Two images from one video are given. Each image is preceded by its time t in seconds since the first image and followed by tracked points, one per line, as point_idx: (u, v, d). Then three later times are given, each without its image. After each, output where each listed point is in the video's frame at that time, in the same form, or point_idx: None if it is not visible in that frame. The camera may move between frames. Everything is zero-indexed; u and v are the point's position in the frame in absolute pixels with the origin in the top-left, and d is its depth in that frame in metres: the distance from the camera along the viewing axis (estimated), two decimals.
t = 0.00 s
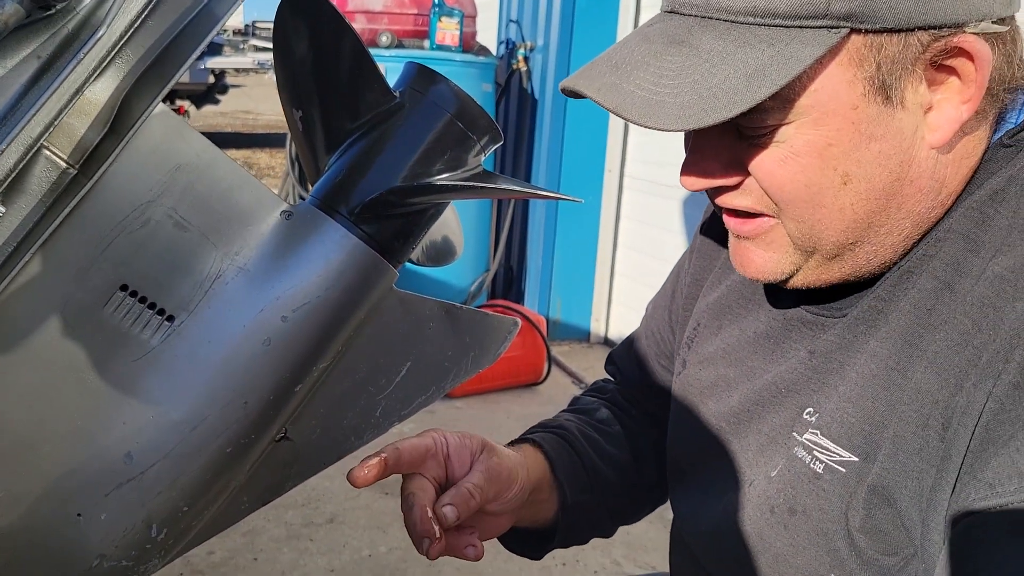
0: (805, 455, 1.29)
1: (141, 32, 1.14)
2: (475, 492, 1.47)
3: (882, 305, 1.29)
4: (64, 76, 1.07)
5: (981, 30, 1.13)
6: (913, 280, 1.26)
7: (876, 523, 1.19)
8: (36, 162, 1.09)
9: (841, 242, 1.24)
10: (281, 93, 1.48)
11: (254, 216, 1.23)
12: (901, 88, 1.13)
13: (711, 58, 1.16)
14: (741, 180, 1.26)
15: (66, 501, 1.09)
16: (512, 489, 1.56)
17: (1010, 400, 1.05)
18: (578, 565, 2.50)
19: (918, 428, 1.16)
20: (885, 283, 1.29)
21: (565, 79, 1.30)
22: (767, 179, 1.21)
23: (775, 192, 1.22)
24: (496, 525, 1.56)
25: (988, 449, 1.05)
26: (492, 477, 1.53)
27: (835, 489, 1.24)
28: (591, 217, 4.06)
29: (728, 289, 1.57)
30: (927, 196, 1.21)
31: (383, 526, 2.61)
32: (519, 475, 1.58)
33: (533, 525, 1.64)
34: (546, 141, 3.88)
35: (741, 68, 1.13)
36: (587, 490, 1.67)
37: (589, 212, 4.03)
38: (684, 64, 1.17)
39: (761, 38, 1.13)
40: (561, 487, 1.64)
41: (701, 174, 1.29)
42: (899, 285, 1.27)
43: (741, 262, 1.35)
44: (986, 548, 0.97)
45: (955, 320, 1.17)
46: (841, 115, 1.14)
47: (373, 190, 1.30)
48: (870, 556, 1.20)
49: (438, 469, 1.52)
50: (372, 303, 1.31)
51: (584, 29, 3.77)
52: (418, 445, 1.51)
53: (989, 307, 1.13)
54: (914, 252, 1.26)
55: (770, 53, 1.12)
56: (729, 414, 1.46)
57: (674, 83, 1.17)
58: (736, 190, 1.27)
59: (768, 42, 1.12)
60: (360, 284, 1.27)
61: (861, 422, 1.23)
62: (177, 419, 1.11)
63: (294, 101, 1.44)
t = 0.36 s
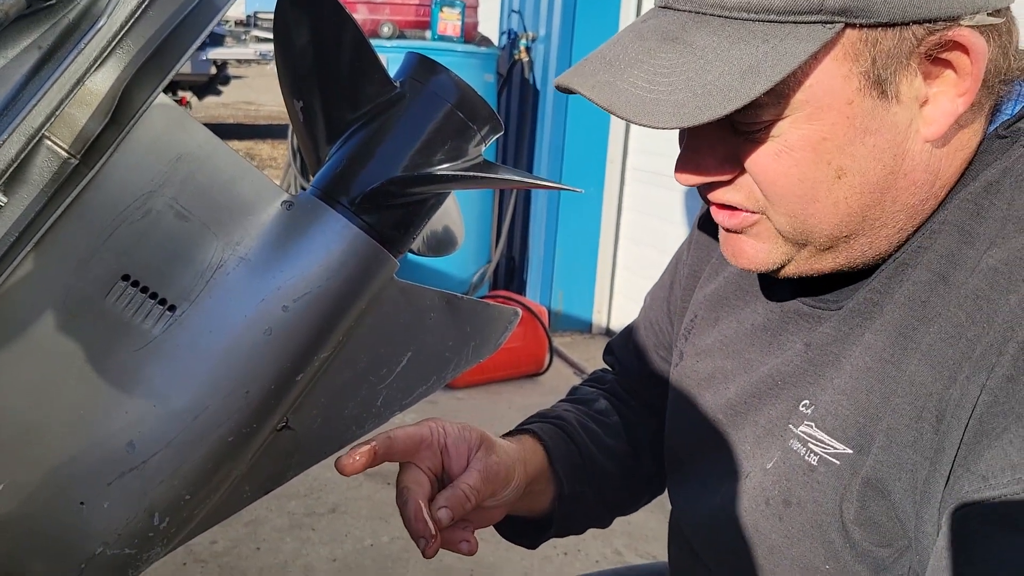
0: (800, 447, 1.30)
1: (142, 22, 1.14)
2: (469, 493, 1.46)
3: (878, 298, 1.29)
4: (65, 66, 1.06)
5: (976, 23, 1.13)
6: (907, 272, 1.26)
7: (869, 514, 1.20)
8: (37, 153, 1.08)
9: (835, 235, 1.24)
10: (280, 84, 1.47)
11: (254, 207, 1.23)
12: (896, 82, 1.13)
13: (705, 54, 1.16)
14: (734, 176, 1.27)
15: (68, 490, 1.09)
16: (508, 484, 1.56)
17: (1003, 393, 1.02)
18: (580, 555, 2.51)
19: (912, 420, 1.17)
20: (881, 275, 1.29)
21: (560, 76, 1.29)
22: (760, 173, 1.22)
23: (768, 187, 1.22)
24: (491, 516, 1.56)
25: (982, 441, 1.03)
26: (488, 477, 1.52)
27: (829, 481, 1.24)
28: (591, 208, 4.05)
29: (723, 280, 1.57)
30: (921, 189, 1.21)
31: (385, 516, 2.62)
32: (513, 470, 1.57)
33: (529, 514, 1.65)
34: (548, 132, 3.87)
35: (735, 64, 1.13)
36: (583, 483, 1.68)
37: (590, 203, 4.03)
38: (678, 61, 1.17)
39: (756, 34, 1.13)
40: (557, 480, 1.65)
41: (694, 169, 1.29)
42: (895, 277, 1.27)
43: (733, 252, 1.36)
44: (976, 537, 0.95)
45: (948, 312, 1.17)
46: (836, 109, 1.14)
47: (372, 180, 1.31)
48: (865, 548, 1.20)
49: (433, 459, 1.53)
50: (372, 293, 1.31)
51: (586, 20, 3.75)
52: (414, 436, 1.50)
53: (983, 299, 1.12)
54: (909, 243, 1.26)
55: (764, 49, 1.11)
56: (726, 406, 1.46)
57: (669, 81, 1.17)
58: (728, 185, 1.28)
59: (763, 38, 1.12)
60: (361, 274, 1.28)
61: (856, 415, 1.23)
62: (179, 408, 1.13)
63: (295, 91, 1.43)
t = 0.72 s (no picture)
0: (817, 433, 1.20)
1: (141, 4, 1.09)
2: (451, 478, 1.31)
3: (901, 284, 1.18)
4: (63, 50, 1.01)
5: None
6: (933, 258, 1.15)
7: (888, 504, 1.11)
8: (35, 138, 1.03)
9: (868, 215, 1.12)
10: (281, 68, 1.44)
11: (255, 193, 1.22)
12: (940, 54, 1.01)
13: (747, 22, 1.06)
14: (765, 153, 1.13)
15: (70, 479, 1.09)
16: (490, 453, 1.43)
17: None
18: (584, 543, 2.51)
19: (934, 409, 1.07)
20: (904, 260, 1.18)
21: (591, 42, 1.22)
22: (793, 150, 1.09)
23: (801, 164, 1.10)
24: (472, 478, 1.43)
25: (1006, 432, 0.96)
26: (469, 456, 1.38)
27: (847, 469, 1.15)
28: (596, 193, 4.02)
29: (729, 258, 1.48)
30: (957, 168, 1.09)
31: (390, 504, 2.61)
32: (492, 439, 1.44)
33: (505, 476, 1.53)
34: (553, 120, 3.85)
35: (780, 32, 1.03)
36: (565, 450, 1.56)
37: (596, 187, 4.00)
38: (718, 27, 1.08)
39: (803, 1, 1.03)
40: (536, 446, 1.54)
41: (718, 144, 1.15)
42: (919, 263, 1.16)
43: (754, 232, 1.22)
44: (994, 532, 0.91)
45: (974, 299, 1.07)
46: (879, 82, 1.02)
47: (374, 165, 1.30)
48: (881, 537, 1.12)
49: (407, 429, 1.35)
50: (375, 280, 1.32)
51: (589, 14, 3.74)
52: (373, 419, 1.27)
53: (1010, 286, 1.03)
54: (940, 220, 1.14)
55: (811, 15, 1.01)
56: (738, 389, 1.36)
57: (708, 48, 1.08)
58: (757, 164, 1.15)
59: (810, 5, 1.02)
60: (363, 261, 1.28)
61: (876, 401, 1.13)
62: (179, 397, 1.13)
63: (295, 76, 1.42)
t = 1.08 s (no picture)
0: (827, 416, 1.17)
1: None
2: (450, 334, 1.12)
3: (913, 265, 1.15)
4: (59, 37, 1.02)
5: None
6: (944, 238, 1.12)
7: (896, 485, 1.10)
8: (33, 127, 1.04)
9: (907, 163, 1.06)
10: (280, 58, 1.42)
11: (256, 180, 1.22)
12: None
13: None
14: (796, 110, 1.07)
15: (70, 470, 1.09)
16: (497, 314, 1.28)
17: None
18: (586, 533, 2.50)
19: (943, 389, 1.07)
20: (915, 241, 1.15)
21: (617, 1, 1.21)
22: (818, 98, 1.05)
23: (834, 111, 1.04)
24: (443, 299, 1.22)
25: (1016, 411, 0.98)
26: (468, 312, 1.18)
27: (858, 451, 1.13)
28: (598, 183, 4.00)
29: (733, 227, 1.43)
30: (986, 107, 1.06)
31: (391, 495, 2.61)
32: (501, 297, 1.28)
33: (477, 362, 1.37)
34: (553, 111, 3.82)
35: None
36: (550, 360, 1.40)
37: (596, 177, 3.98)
38: None
39: None
40: (523, 339, 1.37)
41: (754, 97, 1.08)
42: (930, 244, 1.14)
43: (789, 213, 1.13)
44: (994, 517, 0.95)
45: (985, 279, 1.07)
46: (907, 12, 0.99)
47: (377, 152, 1.30)
48: (890, 519, 1.11)
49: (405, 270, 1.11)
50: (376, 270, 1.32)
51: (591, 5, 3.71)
52: (403, 241, 1.09)
53: (1020, 266, 1.04)
54: (966, 184, 1.12)
55: None
56: (753, 370, 1.30)
57: None
58: (788, 121, 1.08)
59: None
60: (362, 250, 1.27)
61: (886, 384, 1.12)
62: (179, 387, 1.12)
63: (294, 64, 1.39)
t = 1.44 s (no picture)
0: (837, 410, 1.16)
1: None
2: (444, 367, 1.05)
3: (920, 257, 1.15)
4: (62, 28, 1.00)
5: None
6: (952, 229, 1.12)
7: (908, 477, 1.08)
8: (36, 119, 1.02)
9: (942, 141, 1.08)
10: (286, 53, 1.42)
11: (260, 173, 1.22)
12: None
13: None
14: (824, 95, 1.10)
15: (75, 464, 1.08)
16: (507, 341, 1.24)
17: None
18: (589, 530, 2.50)
19: (955, 379, 1.05)
20: (923, 235, 1.15)
21: None
22: (846, 79, 1.08)
23: (868, 92, 1.07)
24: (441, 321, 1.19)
25: None
26: (471, 347, 1.13)
27: (869, 444, 1.12)
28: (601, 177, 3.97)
29: (742, 219, 1.44)
30: (1004, 83, 1.09)
31: (393, 492, 2.60)
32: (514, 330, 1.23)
33: (486, 376, 1.32)
34: (557, 106, 3.83)
35: None
36: (566, 365, 1.36)
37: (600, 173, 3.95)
38: None
39: None
40: (546, 347, 1.33)
41: (782, 87, 1.11)
42: (937, 236, 1.14)
43: (822, 207, 1.16)
44: (998, 513, 0.97)
45: (996, 268, 1.04)
46: None
47: (381, 145, 1.30)
48: (902, 512, 1.09)
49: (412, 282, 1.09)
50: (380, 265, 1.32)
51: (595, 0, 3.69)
52: (416, 260, 1.06)
53: None
54: (980, 168, 1.12)
55: None
56: (761, 366, 1.30)
57: None
58: (819, 108, 1.11)
59: None
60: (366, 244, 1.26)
61: (897, 376, 1.11)
62: (181, 380, 1.11)
63: (299, 58, 1.39)
